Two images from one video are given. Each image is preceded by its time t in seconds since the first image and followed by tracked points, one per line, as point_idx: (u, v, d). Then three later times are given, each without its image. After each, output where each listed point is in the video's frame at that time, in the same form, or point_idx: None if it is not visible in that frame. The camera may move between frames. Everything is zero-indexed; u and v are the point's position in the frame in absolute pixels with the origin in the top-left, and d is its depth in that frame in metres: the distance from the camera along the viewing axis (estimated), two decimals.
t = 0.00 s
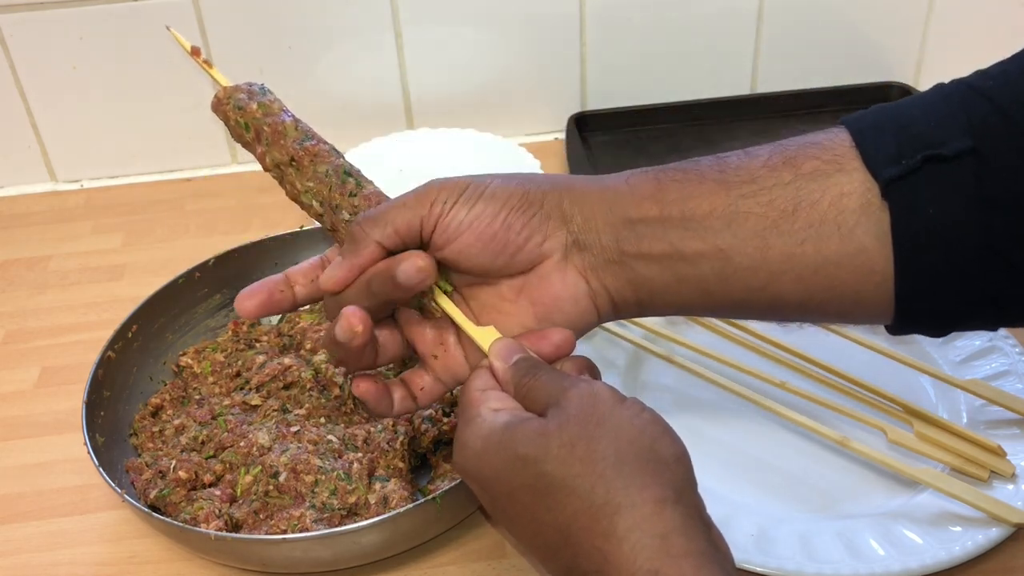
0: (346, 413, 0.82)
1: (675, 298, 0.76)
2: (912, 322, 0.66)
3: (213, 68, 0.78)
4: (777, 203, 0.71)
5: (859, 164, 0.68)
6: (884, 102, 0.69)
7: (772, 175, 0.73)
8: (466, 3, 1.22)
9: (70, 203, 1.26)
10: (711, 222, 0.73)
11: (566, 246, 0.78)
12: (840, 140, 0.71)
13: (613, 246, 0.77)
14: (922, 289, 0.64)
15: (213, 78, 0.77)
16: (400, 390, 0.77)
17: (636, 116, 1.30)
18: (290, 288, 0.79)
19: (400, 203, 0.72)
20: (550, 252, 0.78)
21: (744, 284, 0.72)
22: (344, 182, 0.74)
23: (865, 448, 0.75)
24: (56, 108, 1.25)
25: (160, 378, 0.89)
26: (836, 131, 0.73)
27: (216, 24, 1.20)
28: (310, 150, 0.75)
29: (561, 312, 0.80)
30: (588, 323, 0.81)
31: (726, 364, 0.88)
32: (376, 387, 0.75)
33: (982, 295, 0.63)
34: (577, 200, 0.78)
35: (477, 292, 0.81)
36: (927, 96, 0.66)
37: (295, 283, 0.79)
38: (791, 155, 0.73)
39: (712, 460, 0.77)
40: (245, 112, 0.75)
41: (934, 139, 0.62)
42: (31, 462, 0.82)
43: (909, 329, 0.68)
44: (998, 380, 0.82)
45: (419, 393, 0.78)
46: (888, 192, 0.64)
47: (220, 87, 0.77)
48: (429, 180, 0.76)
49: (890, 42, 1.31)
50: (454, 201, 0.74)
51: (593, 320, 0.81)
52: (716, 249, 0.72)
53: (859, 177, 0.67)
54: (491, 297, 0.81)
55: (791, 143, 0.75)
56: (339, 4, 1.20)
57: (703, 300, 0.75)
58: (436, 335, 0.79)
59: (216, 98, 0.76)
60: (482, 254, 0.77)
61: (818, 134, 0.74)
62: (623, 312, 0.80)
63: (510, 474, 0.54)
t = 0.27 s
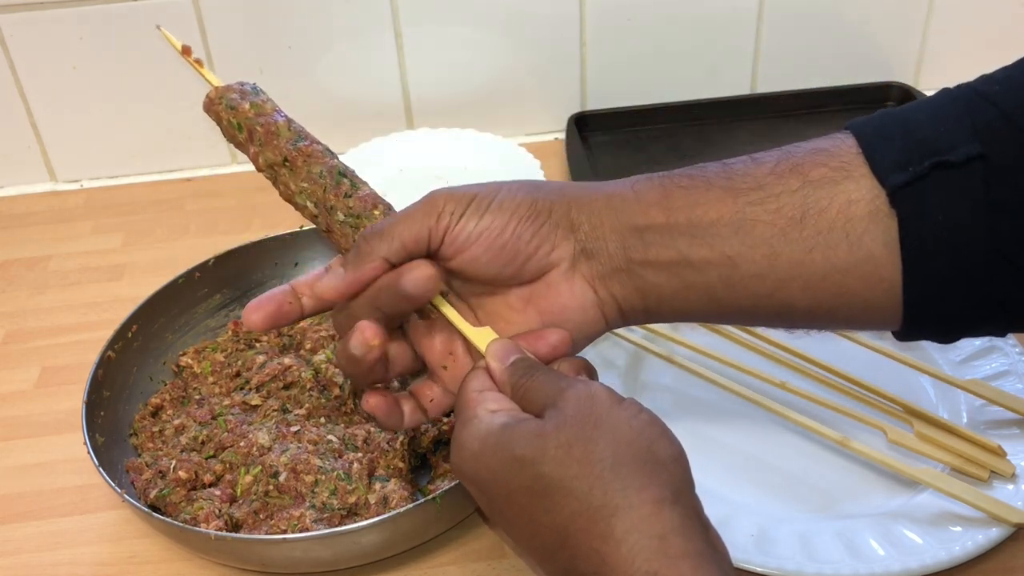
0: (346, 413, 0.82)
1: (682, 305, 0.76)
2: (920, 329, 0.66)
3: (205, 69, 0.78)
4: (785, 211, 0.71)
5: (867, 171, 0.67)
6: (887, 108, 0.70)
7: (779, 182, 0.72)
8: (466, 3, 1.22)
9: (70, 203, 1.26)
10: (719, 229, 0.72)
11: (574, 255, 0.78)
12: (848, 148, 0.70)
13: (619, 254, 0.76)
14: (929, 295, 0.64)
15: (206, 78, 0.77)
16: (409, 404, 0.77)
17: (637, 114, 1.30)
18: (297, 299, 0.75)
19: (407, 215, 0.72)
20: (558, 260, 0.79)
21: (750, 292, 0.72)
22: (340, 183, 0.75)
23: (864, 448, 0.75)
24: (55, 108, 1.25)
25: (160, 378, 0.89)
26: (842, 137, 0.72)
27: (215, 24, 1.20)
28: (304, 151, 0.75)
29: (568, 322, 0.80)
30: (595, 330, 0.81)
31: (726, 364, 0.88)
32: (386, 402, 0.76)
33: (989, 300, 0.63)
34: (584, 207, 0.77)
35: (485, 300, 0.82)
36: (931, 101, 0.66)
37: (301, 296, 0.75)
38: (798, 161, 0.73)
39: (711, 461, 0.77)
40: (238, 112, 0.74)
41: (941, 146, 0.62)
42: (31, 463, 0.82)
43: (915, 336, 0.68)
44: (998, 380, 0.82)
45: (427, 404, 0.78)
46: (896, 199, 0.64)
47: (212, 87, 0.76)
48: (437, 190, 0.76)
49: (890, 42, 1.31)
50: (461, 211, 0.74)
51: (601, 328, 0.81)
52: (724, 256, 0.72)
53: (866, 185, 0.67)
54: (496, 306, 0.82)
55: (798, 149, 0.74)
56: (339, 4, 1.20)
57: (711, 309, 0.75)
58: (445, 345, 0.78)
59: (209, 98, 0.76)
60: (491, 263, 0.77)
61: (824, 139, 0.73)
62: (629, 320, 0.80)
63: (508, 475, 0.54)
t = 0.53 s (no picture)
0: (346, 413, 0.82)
1: (694, 314, 0.76)
2: (931, 335, 0.66)
3: (206, 77, 0.78)
4: (796, 218, 0.70)
5: (877, 179, 0.67)
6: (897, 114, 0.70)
7: (789, 190, 0.72)
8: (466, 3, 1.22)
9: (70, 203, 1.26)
10: (729, 236, 0.72)
11: (584, 263, 0.78)
12: (857, 154, 0.70)
13: (629, 263, 0.76)
14: (939, 299, 0.64)
15: (205, 84, 0.78)
16: (425, 418, 0.77)
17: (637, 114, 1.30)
18: (303, 313, 0.79)
19: (420, 214, 0.71)
20: (567, 269, 0.78)
21: (762, 299, 0.72)
22: (337, 186, 0.74)
23: (864, 448, 0.75)
24: (55, 108, 1.25)
25: (160, 378, 0.89)
26: (850, 144, 0.72)
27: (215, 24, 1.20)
28: (302, 155, 0.75)
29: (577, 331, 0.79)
30: (607, 340, 0.80)
31: (726, 364, 0.88)
32: (400, 420, 0.75)
33: (1000, 306, 0.63)
34: (596, 215, 0.77)
35: (492, 310, 0.82)
36: (942, 106, 0.66)
37: (309, 308, 0.79)
38: (807, 169, 0.73)
39: (711, 461, 0.77)
40: (235, 117, 0.76)
41: (952, 152, 0.62)
42: (31, 463, 0.82)
43: (928, 342, 0.68)
44: (998, 380, 0.82)
45: (444, 418, 0.78)
46: (907, 207, 0.64)
47: (211, 93, 0.78)
48: (450, 193, 0.75)
49: (890, 42, 1.31)
50: (476, 217, 0.74)
51: (612, 338, 0.80)
52: (734, 264, 0.72)
53: (876, 193, 0.67)
54: (505, 317, 0.82)
55: (806, 157, 0.74)
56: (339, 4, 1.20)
57: (721, 317, 0.75)
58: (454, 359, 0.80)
59: (208, 105, 0.78)
60: (501, 270, 0.77)
61: (833, 146, 0.73)
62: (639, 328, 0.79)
63: (506, 478, 0.54)
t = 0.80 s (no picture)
0: (346, 413, 0.82)
1: (699, 322, 0.76)
2: (939, 342, 0.66)
3: (209, 72, 0.78)
4: (802, 225, 0.70)
5: (884, 185, 0.67)
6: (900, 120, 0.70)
7: (795, 197, 0.72)
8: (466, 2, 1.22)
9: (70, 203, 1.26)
10: (734, 244, 0.72)
11: (586, 275, 0.78)
12: (863, 160, 0.70)
13: (633, 271, 0.76)
14: (946, 303, 0.63)
15: (210, 81, 0.77)
16: (422, 421, 0.77)
17: (637, 113, 1.30)
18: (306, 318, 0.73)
19: (420, 245, 0.72)
20: (571, 280, 0.79)
21: (768, 306, 0.72)
22: (342, 185, 0.74)
23: (865, 448, 0.75)
24: (55, 108, 1.25)
25: (160, 378, 0.89)
26: (855, 150, 0.72)
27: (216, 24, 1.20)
28: (307, 154, 0.75)
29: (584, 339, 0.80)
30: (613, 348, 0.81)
31: (727, 364, 0.88)
32: (398, 423, 0.75)
33: (1007, 312, 0.62)
34: (597, 226, 0.77)
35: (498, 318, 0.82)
36: (945, 113, 0.66)
37: (309, 316, 0.73)
38: (813, 175, 0.72)
39: (713, 461, 0.77)
40: (241, 115, 0.75)
41: (959, 158, 0.62)
42: (31, 463, 0.82)
43: (934, 348, 0.67)
44: (998, 380, 0.82)
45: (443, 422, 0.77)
46: (913, 213, 0.64)
47: (217, 91, 0.77)
48: (447, 216, 0.75)
49: (890, 41, 1.31)
50: (474, 239, 0.74)
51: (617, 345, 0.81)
52: (740, 271, 0.72)
53: (882, 199, 0.67)
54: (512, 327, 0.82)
55: (811, 164, 0.74)
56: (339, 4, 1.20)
57: (727, 326, 0.75)
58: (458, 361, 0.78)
59: (214, 103, 0.77)
60: (503, 286, 0.77)
61: (838, 153, 0.73)
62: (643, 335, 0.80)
63: (510, 477, 0.54)
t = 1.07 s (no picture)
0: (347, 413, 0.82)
1: (708, 325, 0.76)
2: (946, 344, 0.66)
3: (206, 69, 0.76)
4: (808, 226, 0.71)
5: (888, 188, 0.68)
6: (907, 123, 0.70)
7: (803, 200, 0.73)
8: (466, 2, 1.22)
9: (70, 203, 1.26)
10: (743, 245, 0.73)
11: (608, 276, 0.78)
12: (867, 165, 0.71)
13: (649, 274, 0.76)
14: (952, 305, 0.64)
15: (207, 79, 0.76)
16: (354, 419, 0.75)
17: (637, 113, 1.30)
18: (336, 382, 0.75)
19: (454, 220, 0.71)
20: (592, 283, 0.78)
21: (776, 308, 0.71)
22: (342, 185, 0.73)
23: (865, 448, 0.75)
24: (56, 108, 1.25)
25: (160, 378, 0.89)
26: (859, 155, 0.73)
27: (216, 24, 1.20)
28: (305, 153, 0.73)
29: (610, 345, 0.78)
30: (637, 352, 0.79)
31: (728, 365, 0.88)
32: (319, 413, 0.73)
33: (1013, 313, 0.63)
34: (617, 228, 0.78)
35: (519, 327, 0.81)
36: (950, 116, 0.67)
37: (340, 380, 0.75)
38: (819, 179, 0.73)
39: (712, 462, 0.77)
40: (237, 113, 0.74)
41: (961, 160, 0.63)
42: (31, 463, 0.82)
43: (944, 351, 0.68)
44: (998, 380, 0.82)
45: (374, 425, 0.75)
46: (917, 214, 0.64)
47: (213, 88, 0.76)
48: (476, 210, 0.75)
49: (890, 41, 1.31)
50: (503, 233, 0.74)
51: (642, 349, 0.79)
52: (747, 272, 0.72)
53: (887, 202, 0.68)
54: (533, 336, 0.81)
55: (816, 169, 0.75)
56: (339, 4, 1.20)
57: (736, 327, 0.75)
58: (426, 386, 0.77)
59: (210, 100, 0.76)
60: (531, 284, 0.76)
61: (843, 158, 0.74)
62: (664, 338, 0.79)
63: (509, 478, 0.54)
